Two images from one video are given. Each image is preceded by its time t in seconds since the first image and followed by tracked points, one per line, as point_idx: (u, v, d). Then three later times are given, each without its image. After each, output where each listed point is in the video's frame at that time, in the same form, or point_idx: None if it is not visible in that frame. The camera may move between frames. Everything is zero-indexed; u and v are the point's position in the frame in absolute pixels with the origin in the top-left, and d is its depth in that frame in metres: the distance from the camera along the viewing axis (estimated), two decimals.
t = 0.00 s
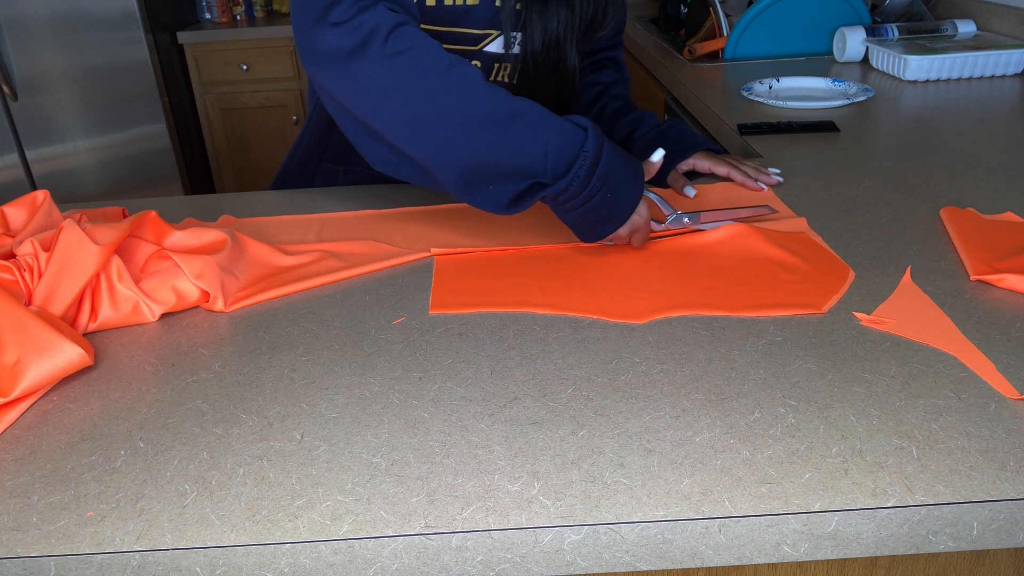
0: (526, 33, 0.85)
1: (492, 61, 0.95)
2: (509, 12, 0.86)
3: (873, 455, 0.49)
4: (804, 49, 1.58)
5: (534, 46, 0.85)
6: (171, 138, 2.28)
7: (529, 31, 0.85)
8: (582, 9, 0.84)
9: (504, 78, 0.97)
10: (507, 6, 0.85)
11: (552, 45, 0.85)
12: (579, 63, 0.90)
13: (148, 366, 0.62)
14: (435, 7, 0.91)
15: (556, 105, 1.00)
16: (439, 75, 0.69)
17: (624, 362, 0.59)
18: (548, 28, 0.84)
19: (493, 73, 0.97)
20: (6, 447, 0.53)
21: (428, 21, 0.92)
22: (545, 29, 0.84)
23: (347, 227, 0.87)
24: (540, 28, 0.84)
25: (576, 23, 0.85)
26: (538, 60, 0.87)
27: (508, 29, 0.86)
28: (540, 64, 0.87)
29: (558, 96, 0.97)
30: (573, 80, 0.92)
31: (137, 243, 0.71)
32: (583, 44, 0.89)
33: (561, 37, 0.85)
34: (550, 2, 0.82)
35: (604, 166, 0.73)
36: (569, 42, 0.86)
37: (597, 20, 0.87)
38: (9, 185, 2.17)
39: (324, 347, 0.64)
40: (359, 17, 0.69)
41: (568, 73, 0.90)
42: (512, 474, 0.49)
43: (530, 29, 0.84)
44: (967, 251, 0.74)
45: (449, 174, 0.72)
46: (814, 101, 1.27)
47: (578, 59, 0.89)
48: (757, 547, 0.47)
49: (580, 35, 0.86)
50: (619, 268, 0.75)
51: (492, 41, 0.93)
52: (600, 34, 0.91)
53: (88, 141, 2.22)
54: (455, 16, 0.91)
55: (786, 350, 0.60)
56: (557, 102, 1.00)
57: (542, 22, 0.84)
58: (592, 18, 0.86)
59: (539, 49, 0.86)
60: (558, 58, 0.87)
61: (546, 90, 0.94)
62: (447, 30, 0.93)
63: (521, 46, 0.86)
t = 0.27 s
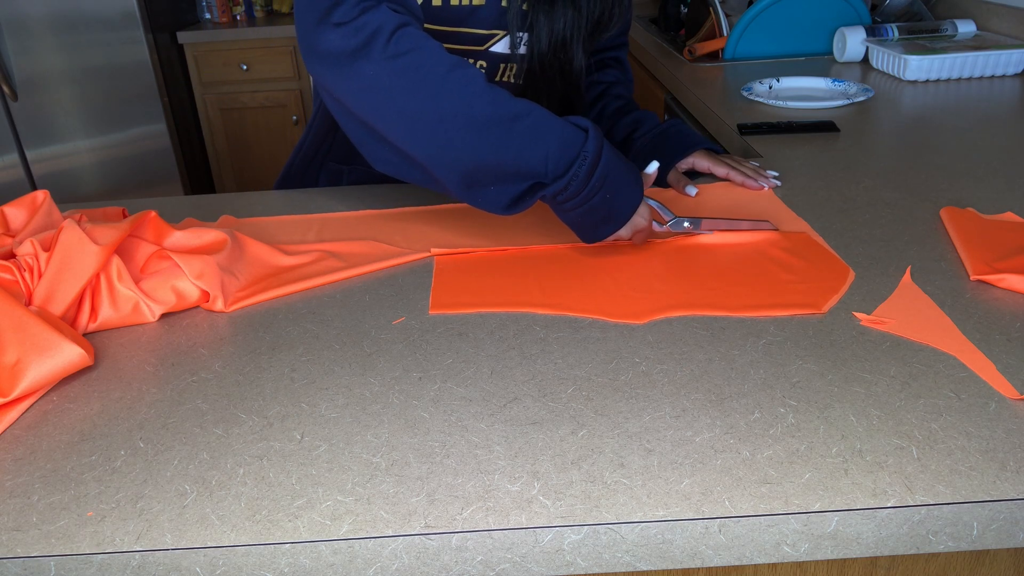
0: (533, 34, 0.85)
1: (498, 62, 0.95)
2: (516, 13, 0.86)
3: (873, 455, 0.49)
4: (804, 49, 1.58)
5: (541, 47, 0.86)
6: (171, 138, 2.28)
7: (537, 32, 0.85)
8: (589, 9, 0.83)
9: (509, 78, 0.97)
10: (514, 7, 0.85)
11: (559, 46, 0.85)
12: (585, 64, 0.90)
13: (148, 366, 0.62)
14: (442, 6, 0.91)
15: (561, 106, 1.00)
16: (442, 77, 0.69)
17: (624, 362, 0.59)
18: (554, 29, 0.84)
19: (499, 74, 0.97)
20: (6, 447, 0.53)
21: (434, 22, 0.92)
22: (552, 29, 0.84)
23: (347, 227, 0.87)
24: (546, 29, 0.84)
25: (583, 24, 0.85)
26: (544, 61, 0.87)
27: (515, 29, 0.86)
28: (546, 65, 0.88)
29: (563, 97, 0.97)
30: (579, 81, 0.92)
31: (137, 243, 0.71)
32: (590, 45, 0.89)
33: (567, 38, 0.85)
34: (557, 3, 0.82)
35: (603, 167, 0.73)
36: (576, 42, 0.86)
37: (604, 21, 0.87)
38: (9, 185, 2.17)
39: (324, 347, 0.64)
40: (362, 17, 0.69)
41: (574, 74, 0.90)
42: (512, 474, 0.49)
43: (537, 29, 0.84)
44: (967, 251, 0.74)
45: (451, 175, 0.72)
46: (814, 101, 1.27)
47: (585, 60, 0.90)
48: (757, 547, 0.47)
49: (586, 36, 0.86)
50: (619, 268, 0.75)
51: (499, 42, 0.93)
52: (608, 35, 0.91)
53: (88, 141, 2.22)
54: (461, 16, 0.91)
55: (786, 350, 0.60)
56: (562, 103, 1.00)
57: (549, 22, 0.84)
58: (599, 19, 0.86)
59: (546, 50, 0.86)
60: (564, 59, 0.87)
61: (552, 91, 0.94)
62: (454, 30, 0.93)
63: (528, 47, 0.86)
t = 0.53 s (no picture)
0: (540, 34, 0.85)
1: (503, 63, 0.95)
2: (523, 14, 0.85)
3: (873, 455, 0.49)
4: (804, 49, 1.58)
5: (547, 47, 0.85)
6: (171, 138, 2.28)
7: (543, 32, 0.85)
8: (595, 9, 0.83)
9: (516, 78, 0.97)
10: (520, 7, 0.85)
11: (565, 46, 0.85)
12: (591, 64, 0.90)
13: (148, 366, 0.62)
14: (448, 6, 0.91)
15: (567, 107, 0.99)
16: (455, 74, 0.68)
17: (624, 362, 0.59)
18: (561, 29, 0.84)
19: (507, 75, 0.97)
20: (6, 447, 0.53)
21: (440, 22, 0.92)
22: (559, 29, 0.84)
23: (347, 227, 0.87)
24: (553, 29, 0.84)
25: (589, 24, 0.85)
26: (551, 61, 0.87)
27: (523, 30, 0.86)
28: (553, 65, 0.87)
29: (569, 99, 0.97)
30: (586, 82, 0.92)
31: (137, 243, 0.71)
32: (596, 45, 0.88)
33: (574, 38, 0.85)
34: (564, 3, 0.82)
35: (618, 164, 0.73)
36: (582, 42, 0.86)
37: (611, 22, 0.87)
38: (9, 185, 2.17)
39: (324, 347, 0.64)
40: (374, 15, 0.68)
41: (580, 74, 0.90)
42: (512, 474, 0.49)
43: (543, 30, 0.84)
44: (967, 251, 0.74)
45: (464, 173, 0.72)
46: (814, 101, 1.27)
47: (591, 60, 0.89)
48: (757, 547, 0.47)
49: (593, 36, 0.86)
50: (618, 268, 0.75)
51: (505, 42, 0.93)
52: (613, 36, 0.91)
53: (88, 141, 2.22)
54: (468, 15, 0.91)
55: (786, 350, 0.60)
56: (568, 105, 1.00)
57: (556, 22, 0.83)
58: (605, 18, 0.86)
59: (553, 50, 0.86)
60: (571, 59, 0.87)
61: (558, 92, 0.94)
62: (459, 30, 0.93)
63: (535, 47, 0.86)
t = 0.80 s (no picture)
0: (548, 35, 0.85)
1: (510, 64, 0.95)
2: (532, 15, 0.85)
3: (873, 455, 0.49)
4: (804, 49, 1.58)
5: (556, 47, 0.85)
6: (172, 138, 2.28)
7: (552, 33, 0.84)
8: (603, 9, 0.84)
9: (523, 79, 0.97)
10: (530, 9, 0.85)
11: (574, 48, 0.85)
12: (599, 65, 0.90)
13: (148, 366, 0.62)
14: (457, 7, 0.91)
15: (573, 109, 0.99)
16: (477, 74, 0.68)
17: (624, 362, 0.59)
18: (571, 30, 0.84)
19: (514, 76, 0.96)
20: (6, 447, 0.53)
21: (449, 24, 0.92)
22: (568, 30, 0.84)
23: (347, 227, 0.87)
24: (562, 30, 0.84)
25: (597, 25, 0.84)
26: (560, 62, 0.87)
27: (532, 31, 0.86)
28: (562, 66, 0.87)
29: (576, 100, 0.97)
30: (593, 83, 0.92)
31: (137, 243, 0.71)
32: (603, 46, 0.88)
33: (582, 39, 0.85)
34: (573, 4, 0.82)
35: (641, 165, 0.73)
36: (591, 43, 0.85)
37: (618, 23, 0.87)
38: (9, 185, 2.17)
39: (324, 347, 0.64)
40: (396, 17, 0.69)
41: (588, 75, 0.90)
42: (512, 474, 0.49)
43: (552, 31, 0.84)
44: (967, 252, 0.73)
45: (486, 174, 0.72)
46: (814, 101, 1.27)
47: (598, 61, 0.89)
48: (757, 547, 0.47)
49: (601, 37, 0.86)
50: (619, 268, 0.75)
51: (513, 42, 0.93)
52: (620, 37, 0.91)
53: (88, 141, 2.22)
54: (478, 17, 0.92)
55: (786, 350, 0.60)
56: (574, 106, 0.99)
57: (565, 24, 0.83)
58: (613, 19, 0.86)
59: (562, 51, 0.85)
60: (579, 60, 0.87)
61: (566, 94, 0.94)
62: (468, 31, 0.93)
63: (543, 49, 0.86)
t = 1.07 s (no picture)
0: (554, 36, 0.85)
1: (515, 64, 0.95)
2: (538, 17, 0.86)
3: (873, 455, 0.49)
4: (804, 49, 1.58)
5: (561, 48, 0.85)
6: (172, 138, 2.28)
7: (557, 35, 0.84)
8: (608, 9, 0.83)
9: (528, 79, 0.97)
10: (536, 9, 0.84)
11: (579, 49, 0.86)
12: (604, 66, 0.90)
13: (148, 366, 0.62)
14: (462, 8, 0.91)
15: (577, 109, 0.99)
16: (480, 73, 0.68)
17: (624, 362, 0.59)
18: (575, 31, 0.84)
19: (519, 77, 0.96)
20: (6, 447, 0.53)
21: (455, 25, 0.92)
22: (573, 32, 0.84)
23: (347, 227, 0.87)
24: (567, 32, 0.84)
25: (602, 26, 0.84)
26: (565, 63, 0.87)
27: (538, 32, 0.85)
28: (567, 67, 0.88)
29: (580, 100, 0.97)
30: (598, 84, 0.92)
31: (137, 243, 0.71)
32: (608, 46, 0.89)
33: (587, 40, 0.85)
34: (578, 6, 0.82)
35: (643, 162, 0.73)
36: (596, 44, 0.86)
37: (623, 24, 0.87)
38: (9, 185, 2.17)
39: (324, 347, 0.64)
40: (399, 16, 0.69)
41: (592, 76, 0.90)
42: (512, 474, 0.49)
43: (557, 32, 0.84)
44: (968, 252, 0.73)
45: (490, 173, 0.72)
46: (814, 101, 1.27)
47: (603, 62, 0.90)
48: (757, 547, 0.47)
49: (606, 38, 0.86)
50: (619, 268, 0.75)
51: (518, 42, 0.93)
52: (625, 38, 0.91)
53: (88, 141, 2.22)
54: (483, 16, 0.92)
55: (786, 350, 0.60)
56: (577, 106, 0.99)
57: (571, 25, 0.83)
58: (618, 20, 0.86)
59: (567, 53, 0.86)
60: (584, 61, 0.87)
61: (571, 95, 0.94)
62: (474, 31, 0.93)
63: (549, 50, 0.86)
